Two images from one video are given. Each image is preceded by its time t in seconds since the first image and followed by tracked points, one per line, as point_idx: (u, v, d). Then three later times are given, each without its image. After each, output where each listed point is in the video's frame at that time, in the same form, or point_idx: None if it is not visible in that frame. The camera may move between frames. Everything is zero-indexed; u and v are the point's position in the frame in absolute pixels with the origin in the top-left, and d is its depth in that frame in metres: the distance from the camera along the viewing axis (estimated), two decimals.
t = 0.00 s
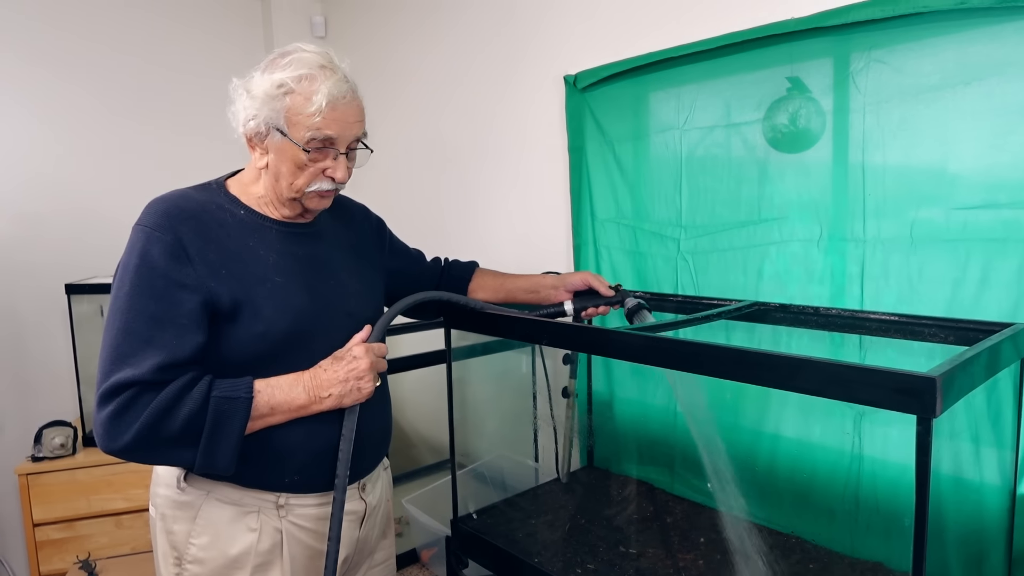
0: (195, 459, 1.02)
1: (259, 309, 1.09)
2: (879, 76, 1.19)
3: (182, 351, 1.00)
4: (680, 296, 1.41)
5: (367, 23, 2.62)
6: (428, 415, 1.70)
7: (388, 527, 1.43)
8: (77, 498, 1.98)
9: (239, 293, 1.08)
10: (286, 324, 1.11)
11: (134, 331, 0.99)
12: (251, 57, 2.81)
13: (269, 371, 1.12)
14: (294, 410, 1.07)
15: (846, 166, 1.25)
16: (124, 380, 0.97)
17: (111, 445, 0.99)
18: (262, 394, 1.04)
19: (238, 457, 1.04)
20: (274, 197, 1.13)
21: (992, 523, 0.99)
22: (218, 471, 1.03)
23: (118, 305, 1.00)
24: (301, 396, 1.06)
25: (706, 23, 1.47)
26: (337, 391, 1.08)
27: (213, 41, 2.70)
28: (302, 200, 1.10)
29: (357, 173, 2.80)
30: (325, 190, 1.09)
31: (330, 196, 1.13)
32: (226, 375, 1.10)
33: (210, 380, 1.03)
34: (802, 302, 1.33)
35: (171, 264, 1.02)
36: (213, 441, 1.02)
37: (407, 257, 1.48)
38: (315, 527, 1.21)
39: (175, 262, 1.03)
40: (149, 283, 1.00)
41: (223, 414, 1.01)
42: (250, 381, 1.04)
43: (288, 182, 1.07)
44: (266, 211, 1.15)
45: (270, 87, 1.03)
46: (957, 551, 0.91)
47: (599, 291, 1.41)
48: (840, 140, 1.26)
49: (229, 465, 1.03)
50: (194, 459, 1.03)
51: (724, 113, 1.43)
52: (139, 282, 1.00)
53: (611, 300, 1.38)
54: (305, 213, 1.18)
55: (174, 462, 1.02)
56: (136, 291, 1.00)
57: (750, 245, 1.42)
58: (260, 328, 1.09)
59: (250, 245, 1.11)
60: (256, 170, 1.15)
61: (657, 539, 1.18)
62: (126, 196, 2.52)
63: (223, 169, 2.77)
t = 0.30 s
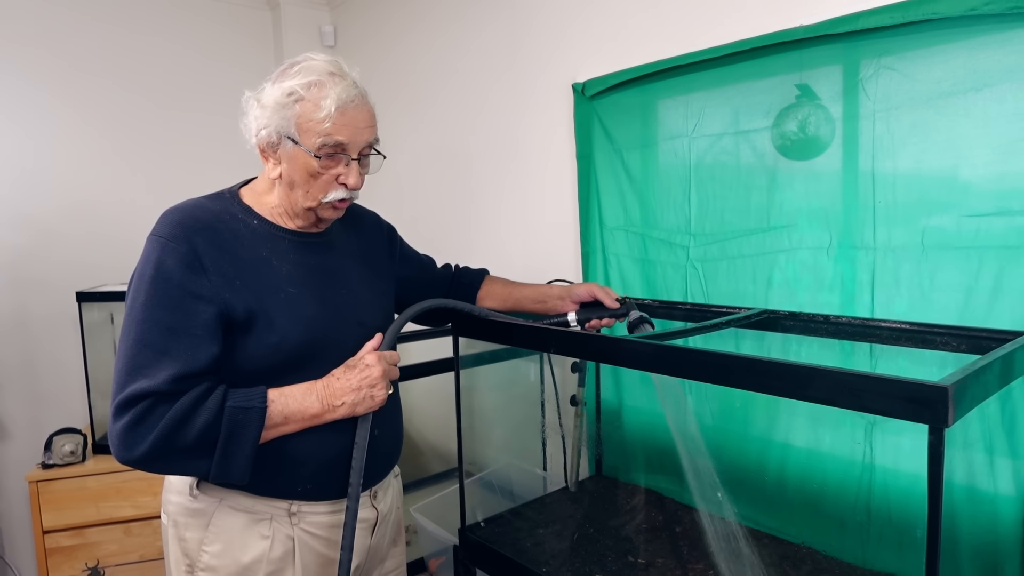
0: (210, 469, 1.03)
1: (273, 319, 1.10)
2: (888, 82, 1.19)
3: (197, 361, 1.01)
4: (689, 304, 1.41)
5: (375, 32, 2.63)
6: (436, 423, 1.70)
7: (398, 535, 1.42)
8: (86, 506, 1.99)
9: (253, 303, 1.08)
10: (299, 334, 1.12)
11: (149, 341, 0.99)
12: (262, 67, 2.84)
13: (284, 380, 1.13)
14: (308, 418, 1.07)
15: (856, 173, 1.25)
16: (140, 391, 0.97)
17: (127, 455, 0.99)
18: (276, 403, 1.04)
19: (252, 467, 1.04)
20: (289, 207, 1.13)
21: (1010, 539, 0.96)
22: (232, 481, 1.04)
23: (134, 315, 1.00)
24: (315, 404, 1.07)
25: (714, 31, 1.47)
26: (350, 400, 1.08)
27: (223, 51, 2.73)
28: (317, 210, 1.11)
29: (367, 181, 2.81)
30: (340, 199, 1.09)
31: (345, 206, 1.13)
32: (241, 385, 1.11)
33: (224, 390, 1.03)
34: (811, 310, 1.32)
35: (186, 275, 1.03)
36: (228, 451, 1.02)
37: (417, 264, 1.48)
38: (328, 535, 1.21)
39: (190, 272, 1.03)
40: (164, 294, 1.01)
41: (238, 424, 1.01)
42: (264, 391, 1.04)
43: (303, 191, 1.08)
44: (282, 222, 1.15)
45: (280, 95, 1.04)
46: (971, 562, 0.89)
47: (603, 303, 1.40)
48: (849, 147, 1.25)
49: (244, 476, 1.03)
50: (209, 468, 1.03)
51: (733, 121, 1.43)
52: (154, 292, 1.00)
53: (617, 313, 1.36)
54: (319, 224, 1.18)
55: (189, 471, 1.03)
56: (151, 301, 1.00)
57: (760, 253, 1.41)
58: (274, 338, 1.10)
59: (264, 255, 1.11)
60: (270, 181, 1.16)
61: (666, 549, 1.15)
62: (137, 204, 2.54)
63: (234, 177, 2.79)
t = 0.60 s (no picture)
0: (220, 474, 1.03)
1: (282, 325, 1.10)
2: (893, 86, 1.19)
3: (206, 367, 1.01)
4: (694, 309, 1.40)
5: (380, 39, 2.65)
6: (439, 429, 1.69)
7: (406, 539, 1.42)
8: (91, 512, 1.99)
9: (263, 308, 1.08)
10: (308, 340, 1.12)
11: (158, 348, 0.99)
12: (267, 75, 2.86)
13: (293, 385, 1.13)
14: (317, 423, 1.07)
15: (860, 178, 1.24)
16: (150, 398, 0.98)
17: (138, 461, 1.00)
18: (285, 408, 1.05)
19: (262, 471, 1.05)
20: (296, 212, 1.13)
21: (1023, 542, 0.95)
22: (243, 485, 1.04)
23: (143, 321, 1.01)
24: (324, 409, 1.07)
25: (718, 36, 1.47)
26: (359, 404, 1.08)
27: (229, 59, 2.75)
28: (324, 213, 1.11)
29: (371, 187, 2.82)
30: (346, 201, 1.09)
31: (353, 207, 1.13)
32: (250, 390, 1.11)
33: (234, 395, 1.03)
34: (817, 314, 1.32)
35: (195, 281, 1.03)
36: (238, 456, 1.02)
37: (422, 269, 1.49)
38: (336, 539, 1.21)
39: (198, 278, 1.04)
40: (173, 300, 1.01)
41: (248, 429, 1.01)
42: (273, 397, 1.04)
43: (309, 196, 1.08)
44: (291, 228, 1.16)
45: (283, 100, 1.04)
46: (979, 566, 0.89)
47: (608, 307, 1.40)
48: (854, 152, 1.25)
49: (254, 480, 1.03)
50: (220, 474, 1.03)
51: (737, 125, 1.43)
52: (163, 299, 1.01)
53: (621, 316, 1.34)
54: (326, 227, 1.18)
55: (200, 476, 1.03)
56: (160, 307, 1.00)
57: (765, 257, 1.41)
58: (283, 343, 1.10)
59: (272, 261, 1.11)
60: (277, 187, 1.16)
61: (671, 555, 1.16)
62: (143, 210, 2.56)
63: (238, 184, 2.80)
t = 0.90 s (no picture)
0: (233, 481, 1.03)
1: (293, 331, 1.11)
2: (896, 88, 1.19)
3: (217, 374, 1.01)
4: (697, 310, 1.40)
5: (383, 42, 2.65)
6: (443, 431, 1.69)
7: (414, 538, 1.42)
8: (96, 514, 2.00)
9: (272, 314, 1.09)
10: (319, 346, 1.13)
11: (169, 356, 1.00)
12: (270, 77, 2.86)
13: (303, 390, 1.14)
14: (328, 429, 1.07)
15: (863, 179, 1.25)
16: (162, 407, 0.98)
17: (151, 469, 1.00)
18: (297, 414, 1.05)
19: (275, 477, 1.05)
20: (300, 218, 1.14)
21: None
22: (256, 491, 1.04)
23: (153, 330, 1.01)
24: (334, 415, 1.07)
25: (720, 38, 1.48)
26: (369, 409, 1.09)
27: (232, 62, 2.76)
28: (326, 219, 1.11)
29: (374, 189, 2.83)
30: (348, 206, 1.09)
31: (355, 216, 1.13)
32: (260, 396, 1.12)
33: (245, 402, 1.03)
34: (820, 316, 1.32)
35: (204, 289, 1.03)
36: (251, 463, 1.03)
37: (425, 270, 1.49)
38: (348, 540, 1.21)
39: (208, 286, 1.04)
40: (183, 308, 1.01)
41: (260, 436, 1.02)
42: (284, 403, 1.05)
43: (311, 203, 1.09)
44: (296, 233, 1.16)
45: (285, 109, 1.04)
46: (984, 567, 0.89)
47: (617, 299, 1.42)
48: (857, 154, 1.25)
49: (267, 485, 1.04)
50: (233, 480, 1.03)
51: (740, 127, 1.43)
52: (173, 307, 1.01)
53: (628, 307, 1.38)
54: (331, 232, 1.19)
55: (212, 483, 1.03)
56: (170, 316, 1.01)
57: (768, 259, 1.41)
58: (293, 349, 1.11)
59: (279, 266, 1.12)
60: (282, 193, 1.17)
61: (675, 557, 1.16)
62: (146, 213, 2.57)
63: (242, 187, 2.81)
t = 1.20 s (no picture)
0: (241, 481, 1.03)
1: (298, 331, 1.11)
2: (896, 84, 1.19)
3: (223, 375, 1.01)
4: (697, 308, 1.40)
5: (385, 41, 2.66)
6: (445, 430, 1.70)
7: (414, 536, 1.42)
8: (99, 513, 2.00)
9: (277, 315, 1.09)
10: (324, 346, 1.13)
11: (174, 358, 0.99)
12: (272, 77, 2.87)
13: (308, 390, 1.14)
14: (334, 428, 1.08)
15: (864, 176, 1.24)
16: (169, 408, 0.97)
17: (158, 471, 1.00)
18: (303, 414, 1.05)
19: (282, 476, 1.06)
20: (302, 218, 1.14)
21: None
22: (263, 491, 1.05)
23: (158, 331, 1.00)
24: (341, 413, 1.07)
25: (720, 35, 1.48)
26: (376, 408, 1.10)
27: (233, 62, 2.76)
28: (330, 220, 1.12)
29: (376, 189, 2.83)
30: (354, 208, 1.10)
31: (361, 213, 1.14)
32: (265, 396, 1.12)
33: (252, 403, 1.03)
34: (820, 313, 1.32)
35: (209, 289, 1.03)
36: (259, 463, 1.03)
37: (426, 268, 1.49)
38: (352, 538, 1.22)
39: (213, 287, 1.04)
40: (188, 309, 1.01)
41: (267, 436, 1.02)
42: (291, 402, 1.05)
43: (315, 204, 1.09)
44: (298, 232, 1.16)
45: (288, 111, 1.04)
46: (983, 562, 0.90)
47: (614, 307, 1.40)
48: (857, 151, 1.25)
49: (275, 485, 1.05)
50: (241, 480, 1.04)
51: (741, 125, 1.43)
52: (177, 308, 1.01)
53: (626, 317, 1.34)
54: (334, 231, 1.19)
55: (220, 483, 1.03)
56: (176, 317, 1.00)
57: (768, 256, 1.41)
58: (298, 349, 1.11)
59: (282, 266, 1.12)
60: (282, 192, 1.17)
61: (675, 554, 1.16)
62: (147, 213, 2.57)
63: (244, 187, 2.82)
